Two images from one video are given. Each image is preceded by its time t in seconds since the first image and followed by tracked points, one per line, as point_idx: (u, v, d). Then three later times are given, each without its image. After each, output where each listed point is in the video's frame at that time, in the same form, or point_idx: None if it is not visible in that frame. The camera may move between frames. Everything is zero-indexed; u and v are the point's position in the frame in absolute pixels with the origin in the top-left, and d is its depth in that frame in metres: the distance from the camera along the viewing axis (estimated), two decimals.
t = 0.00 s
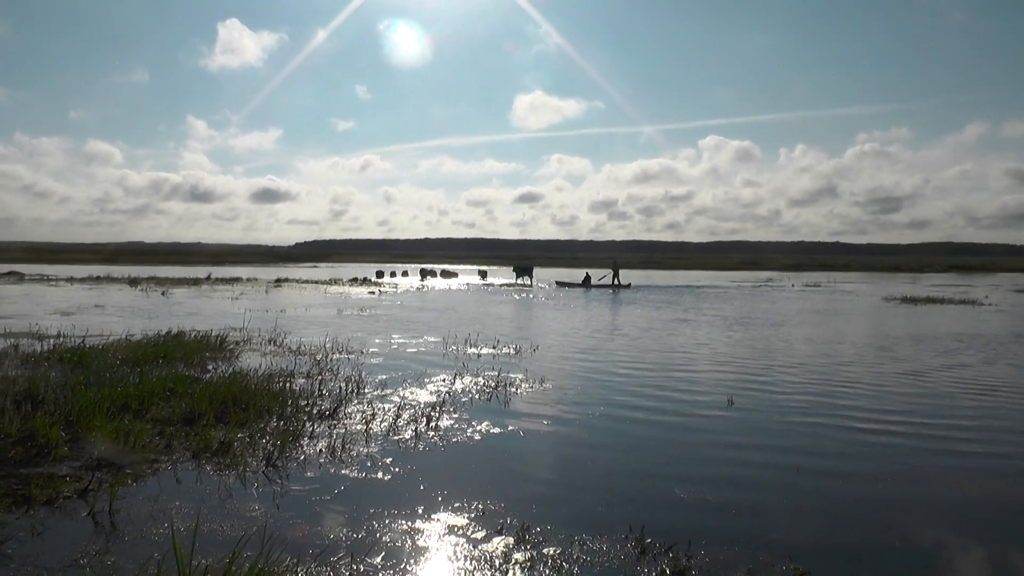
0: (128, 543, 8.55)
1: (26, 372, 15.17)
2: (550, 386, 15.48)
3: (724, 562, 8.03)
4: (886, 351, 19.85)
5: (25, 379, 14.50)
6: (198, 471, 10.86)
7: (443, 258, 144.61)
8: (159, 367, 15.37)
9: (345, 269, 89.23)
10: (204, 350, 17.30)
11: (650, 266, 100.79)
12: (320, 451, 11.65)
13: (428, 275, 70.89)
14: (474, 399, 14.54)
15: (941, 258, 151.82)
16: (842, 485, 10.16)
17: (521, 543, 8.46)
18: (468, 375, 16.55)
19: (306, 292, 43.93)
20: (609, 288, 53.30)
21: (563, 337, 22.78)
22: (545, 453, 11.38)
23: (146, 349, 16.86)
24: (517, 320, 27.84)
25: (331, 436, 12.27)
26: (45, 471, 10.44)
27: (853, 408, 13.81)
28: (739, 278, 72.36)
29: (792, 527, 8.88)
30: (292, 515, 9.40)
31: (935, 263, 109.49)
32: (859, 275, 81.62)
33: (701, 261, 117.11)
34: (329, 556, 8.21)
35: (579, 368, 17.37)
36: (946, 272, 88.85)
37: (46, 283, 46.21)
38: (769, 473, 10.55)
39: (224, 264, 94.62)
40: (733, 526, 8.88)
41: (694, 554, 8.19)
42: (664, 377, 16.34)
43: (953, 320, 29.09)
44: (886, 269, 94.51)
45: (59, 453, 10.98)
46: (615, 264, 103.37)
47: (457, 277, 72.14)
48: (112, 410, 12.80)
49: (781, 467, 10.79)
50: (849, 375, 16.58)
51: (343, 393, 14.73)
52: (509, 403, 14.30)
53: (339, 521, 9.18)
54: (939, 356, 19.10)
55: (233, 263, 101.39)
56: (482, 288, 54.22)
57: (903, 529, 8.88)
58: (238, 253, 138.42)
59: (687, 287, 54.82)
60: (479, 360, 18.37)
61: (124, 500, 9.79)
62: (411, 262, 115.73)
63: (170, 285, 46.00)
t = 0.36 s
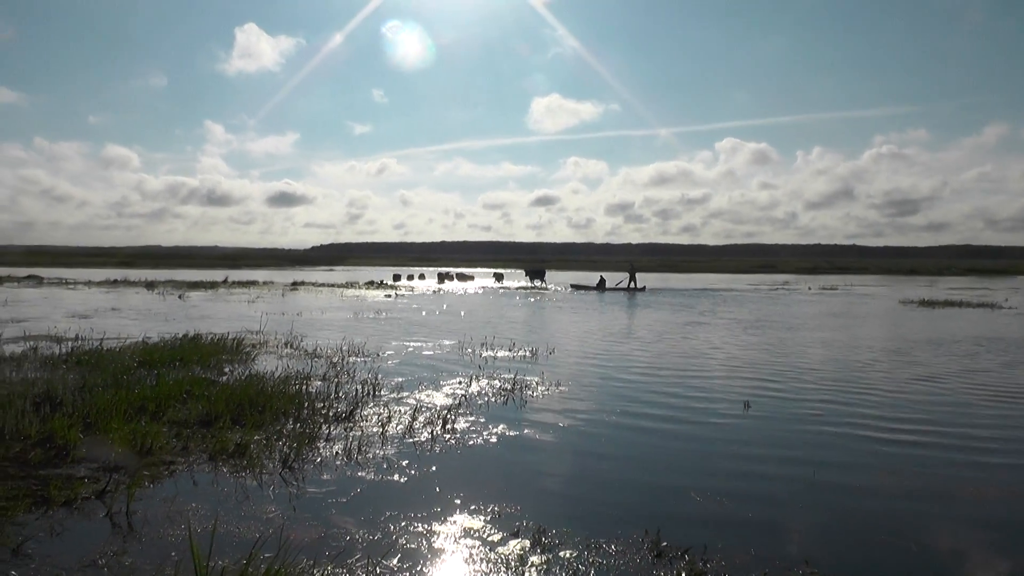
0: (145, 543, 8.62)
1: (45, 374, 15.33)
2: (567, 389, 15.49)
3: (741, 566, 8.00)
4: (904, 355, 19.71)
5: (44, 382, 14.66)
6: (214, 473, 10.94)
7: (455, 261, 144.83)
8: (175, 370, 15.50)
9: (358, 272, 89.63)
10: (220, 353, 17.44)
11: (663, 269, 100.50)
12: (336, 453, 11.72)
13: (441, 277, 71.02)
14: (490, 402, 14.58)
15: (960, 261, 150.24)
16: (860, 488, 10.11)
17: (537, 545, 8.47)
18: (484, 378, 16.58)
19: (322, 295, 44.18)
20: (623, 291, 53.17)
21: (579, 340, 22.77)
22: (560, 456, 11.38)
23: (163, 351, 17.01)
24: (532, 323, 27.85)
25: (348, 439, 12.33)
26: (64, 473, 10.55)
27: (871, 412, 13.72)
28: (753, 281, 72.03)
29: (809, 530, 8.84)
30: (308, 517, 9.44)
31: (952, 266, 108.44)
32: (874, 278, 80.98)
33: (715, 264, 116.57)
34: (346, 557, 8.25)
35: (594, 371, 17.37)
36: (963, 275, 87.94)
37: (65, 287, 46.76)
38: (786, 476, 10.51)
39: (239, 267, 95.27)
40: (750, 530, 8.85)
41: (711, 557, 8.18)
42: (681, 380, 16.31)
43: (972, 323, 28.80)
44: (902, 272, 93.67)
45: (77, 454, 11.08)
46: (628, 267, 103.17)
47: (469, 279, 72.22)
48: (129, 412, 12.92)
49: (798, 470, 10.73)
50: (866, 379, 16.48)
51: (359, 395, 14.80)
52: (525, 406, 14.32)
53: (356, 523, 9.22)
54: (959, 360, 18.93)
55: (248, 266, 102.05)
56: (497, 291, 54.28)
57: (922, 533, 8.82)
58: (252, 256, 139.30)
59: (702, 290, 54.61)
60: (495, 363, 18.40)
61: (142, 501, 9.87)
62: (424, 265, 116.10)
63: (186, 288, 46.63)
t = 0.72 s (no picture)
0: (155, 544, 8.66)
1: (57, 375, 15.45)
2: (577, 391, 15.50)
3: (751, 569, 7.97)
4: (917, 359, 19.60)
5: (56, 382, 14.76)
6: (225, 474, 10.99)
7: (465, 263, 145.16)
8: (187, 371, 15.58)
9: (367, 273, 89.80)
10: (231, 354, 17.51)
11: (672, 272, 100.31)
12: (347, 454, 11.76)
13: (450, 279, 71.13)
14: (501, 404, 14.61)
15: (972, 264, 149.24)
16: (872, 492, 10.06)
17: (547, 547, 8.47)
18: (495, 379, 16.60)
19: (333, 297, 44.41)
20: (633, 293, 53.13)
21: (589, 342, 22.78)
22: (571, 458, 11.37)
23: (175, 353, 17.10)
24: (542, 325, 27.87)
25: (358, 440, 12.38)
26: (76, 473, 10.62)
27: (882, 416, 13.67)
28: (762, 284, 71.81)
29: (821, 533, 8.80)
30: (319, 518, 9.46)
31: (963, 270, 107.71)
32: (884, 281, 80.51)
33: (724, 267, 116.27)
34: (356, 558, 8.27)
35: (605, 373, 17.36)
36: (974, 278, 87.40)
37: (79, 288, 47.16)
38: (796, 480, 10.50)
39: (250, 269, 95.72)
40: (762, 533, 8.80)
41: (721, 560, 8.15)
42: (692, 382, 16.29)
43: (986, 327, 28.60)
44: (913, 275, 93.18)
45: (89, 455, 11.15)
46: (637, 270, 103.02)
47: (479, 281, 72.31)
48: (140, 413, 12.98)
49: (808, 474, 10.69)
50: (878, 383, 16.40)
51: (370, 397, 14.85)
52: (535, 408, 14.34)
53: (366, 524, 9.23)
54: (972, 364, 18.81)
55: (258, 267, 102.56)
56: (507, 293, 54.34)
57: (934, 538, 8.76)
58: (262, 258, 140.06)
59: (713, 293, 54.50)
60: (505, 364, 18.43)
61: (152, 501, 9.91)
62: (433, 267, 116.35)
63: (197, 288, 48.46)
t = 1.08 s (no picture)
0: (171, 542, 8.73)
1: (73, 375, 15.59)
2: (591, 390, 15.51)
3: (765, 568, 7.96)
4: (933, 359, 19.46)
5: (73, 382, 14.90)
6: (239, 473, 11.06)
7: (476, 263, 145.16)
8: (201, 370, 15.69)
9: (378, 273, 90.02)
10: (245, 354, 17.62)
11: (683, 271, 100.02)
12: (361, 453, 11.82)
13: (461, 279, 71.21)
14: (514, 403, 14.64)
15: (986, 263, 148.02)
16: (887, 494, 10.01)
17: (561, 546, 8.48)
18: (508, 379, 16.63)
19: (346, 296, 44.60)
20: (646, 292, 52.97)
21: (602, 341, 22.77)
22: (584, 457, 11.38)
23: (189, 353, 17.24)
24: (554, 325, 27.86)
25: (372, 439, 12.44)
26: (93, 471, 10.73)
27: (898, 416, 13.59)
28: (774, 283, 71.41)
29: (836, 534, 8.77)
30: (333, 516, 9.52)
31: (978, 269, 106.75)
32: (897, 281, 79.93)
33: (735, 266, 115.73)
34: (371, 556, 8.32)
35: (618, 372, 17.36)
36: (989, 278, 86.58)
37: (95, 288, 47.57)
38: (810, 480, 10.48)
39: (262, 270, 96.20)
40: (775, 533, 8.79)
41: (735, 559, 8.14)
42: (705, 382, 16.26)
43: (1003, 327, 28.33)
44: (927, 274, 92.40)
45: (105, 454, 11.26)
46: (648, 270, 102.78)
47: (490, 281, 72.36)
48: (155, 412, 13.09)
49: (823, 475, 10.65)
50: (893, 383, 16.31)
51: (384, 396, 14.92)
52: (549, 407, 14.37)
53: (380, 523, 9.27)
54: (990, 364, 18.66)
55: (270, 267, 103.06)
56: (519, 292, 54.33)
57: (949, 539, 8.72)
58: (274, 259, 140.70)
59: (726, 292, 54.27)
60: (519, 364, 18.45)
61: (167, 500, 10.00)
62: (444, 267, 116.51)
63: (211, 288, 49.25)
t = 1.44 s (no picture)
0: (187, 538, 8.81)
1: (89, 372, 15.74)
2: (606, 386, 15.52)
3: (780, 564, 7.94)
4: (951, 355, 19.32)
5: (89, 380, 15.03)
6: (254, 469, 11.14)
7: (487, 260, 145.16)
8: (216, 368, 15.81)
9: (390, 270, 90.29)
10: (260, 351, 17.71)
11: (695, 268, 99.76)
12: (376, 449, 11.89)
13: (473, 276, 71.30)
14: (529, 399, 14.67)
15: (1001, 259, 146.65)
16: (904, 488, 9.98)
17: (576, 542, 8.49)
18: (523, 375, 16.66)
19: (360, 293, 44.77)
20: (659, 288, 52.85)
21: (617, 337, 22.76)
22: (599, 453, 11.39)
23: (204, 350, 17.36)
24: (567, 321, 27.87)
25: (387, 435, 12.49)
26: (110, 468, 10.84)
27: (914, 413, 13.52)
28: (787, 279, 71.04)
29: (853, 529, 8.73)
30: (348, 512, 9.56)
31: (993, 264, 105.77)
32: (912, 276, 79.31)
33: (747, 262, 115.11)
34: (386, 552, 8.35)
35: (633, 368, 17.37)
36: (1005, 273, 85.75)
37: (111, 287, 47.86)
38: (826, 475, 10.46)
39: (275, 267, 96.73)
40: (791, 529, 8.75)
41: (751, 556, 8.12)
42: (720, 378, 16.25)
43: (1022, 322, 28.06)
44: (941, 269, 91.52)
45: (121, 451, 11.36)
46: (660, 266, 102.55)
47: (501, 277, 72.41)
48: (170, 409, 13.18)
49: (839, 471, 10.61)
50: (909, 380, 16.23)
51: (399, 392, 14.99)
52: (564, 403, 14.40)
53: (395, 519, 9.31)
54: (1008, 360, 18.51)
55: (282, 265, 103.53)
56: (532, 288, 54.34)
57: (967, 535, 8.67)
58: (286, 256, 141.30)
59: (740, 288, 54.05)
60: (534, 360, 18.49)
61: (183, 496, 10.09)
62: (455, 264, 116.72)
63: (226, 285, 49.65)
